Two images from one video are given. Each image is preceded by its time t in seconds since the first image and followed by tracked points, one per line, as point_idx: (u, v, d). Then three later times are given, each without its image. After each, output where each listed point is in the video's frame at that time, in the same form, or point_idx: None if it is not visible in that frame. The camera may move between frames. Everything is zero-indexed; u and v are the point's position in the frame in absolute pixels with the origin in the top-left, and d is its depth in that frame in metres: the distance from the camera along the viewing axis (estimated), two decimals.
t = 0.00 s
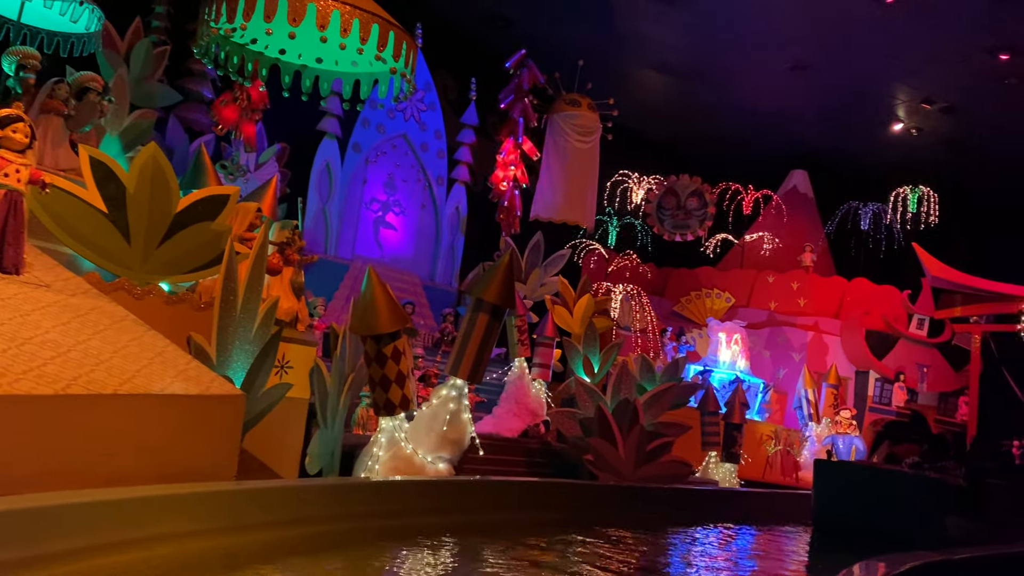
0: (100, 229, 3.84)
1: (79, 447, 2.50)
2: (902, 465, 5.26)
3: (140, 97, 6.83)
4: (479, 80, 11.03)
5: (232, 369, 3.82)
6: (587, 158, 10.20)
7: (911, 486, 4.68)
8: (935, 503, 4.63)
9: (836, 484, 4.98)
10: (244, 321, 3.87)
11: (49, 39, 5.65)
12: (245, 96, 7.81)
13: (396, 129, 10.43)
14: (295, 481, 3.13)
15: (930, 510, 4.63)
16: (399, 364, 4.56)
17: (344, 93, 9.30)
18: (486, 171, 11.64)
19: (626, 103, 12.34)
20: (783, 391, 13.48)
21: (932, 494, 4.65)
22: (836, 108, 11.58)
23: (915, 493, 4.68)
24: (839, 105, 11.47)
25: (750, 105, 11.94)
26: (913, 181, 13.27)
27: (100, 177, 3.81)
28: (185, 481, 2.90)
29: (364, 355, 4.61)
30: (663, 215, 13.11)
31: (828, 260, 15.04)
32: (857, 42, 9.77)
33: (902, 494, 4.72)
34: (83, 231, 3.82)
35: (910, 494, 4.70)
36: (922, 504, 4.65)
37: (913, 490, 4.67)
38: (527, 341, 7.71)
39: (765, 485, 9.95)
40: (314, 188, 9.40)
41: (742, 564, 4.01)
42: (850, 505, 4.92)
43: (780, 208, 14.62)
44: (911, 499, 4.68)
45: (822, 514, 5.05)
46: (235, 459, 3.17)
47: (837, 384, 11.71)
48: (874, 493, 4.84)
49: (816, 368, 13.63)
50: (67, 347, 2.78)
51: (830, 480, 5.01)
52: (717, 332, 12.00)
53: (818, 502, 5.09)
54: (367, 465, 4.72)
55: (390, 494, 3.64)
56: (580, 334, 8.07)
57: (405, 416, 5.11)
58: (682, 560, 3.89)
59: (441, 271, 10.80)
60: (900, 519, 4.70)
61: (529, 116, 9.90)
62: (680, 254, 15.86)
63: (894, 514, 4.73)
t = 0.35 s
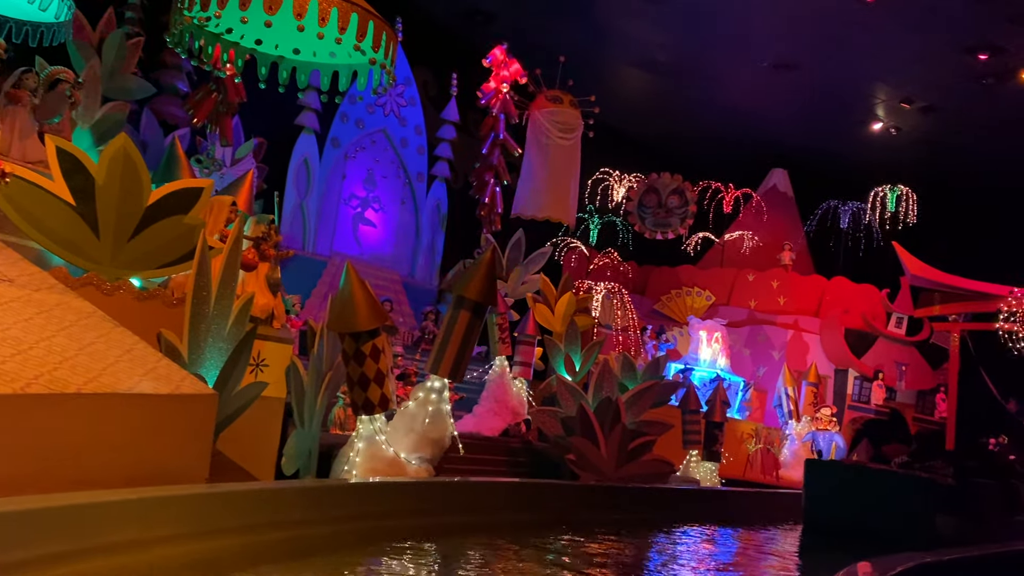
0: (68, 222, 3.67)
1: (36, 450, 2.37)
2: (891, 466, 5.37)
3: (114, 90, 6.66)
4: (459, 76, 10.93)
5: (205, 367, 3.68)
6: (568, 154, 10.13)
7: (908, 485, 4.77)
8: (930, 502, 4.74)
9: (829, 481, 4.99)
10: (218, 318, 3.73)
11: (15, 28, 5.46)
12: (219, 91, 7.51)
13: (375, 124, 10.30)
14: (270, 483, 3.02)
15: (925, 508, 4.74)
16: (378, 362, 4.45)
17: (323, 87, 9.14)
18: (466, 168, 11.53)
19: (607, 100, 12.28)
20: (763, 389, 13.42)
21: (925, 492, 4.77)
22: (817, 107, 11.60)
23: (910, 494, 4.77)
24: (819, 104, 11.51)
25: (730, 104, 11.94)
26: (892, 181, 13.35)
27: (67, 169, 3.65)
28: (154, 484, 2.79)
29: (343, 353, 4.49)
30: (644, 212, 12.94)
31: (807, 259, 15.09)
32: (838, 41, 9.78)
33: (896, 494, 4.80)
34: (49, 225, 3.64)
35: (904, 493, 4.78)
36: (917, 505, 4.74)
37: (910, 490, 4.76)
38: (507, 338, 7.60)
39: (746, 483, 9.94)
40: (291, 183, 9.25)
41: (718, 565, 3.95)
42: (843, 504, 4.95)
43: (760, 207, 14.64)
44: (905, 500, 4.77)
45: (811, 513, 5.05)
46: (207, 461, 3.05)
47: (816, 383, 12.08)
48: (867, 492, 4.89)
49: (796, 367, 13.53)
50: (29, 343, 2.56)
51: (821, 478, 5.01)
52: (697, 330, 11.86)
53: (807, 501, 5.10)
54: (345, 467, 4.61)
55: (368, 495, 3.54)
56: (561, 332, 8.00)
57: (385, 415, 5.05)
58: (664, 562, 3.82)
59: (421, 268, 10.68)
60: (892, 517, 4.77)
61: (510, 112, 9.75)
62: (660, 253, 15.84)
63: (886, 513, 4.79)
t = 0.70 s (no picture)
0: (37, 216, 3.50)
1: None
2: (881, 464, 5.37)
3: (86, 81, 6.48)
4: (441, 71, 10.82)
5: (178, 366, 3.56)
6: (552, 151, 10.03)
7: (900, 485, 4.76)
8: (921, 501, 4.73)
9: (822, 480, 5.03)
10: (191, 313, 3.60)
11: None
12: (196, 82, 7.47)
13: (355, 118, 10.17)
14: (246, 486, 2.92)
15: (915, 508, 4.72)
16: (358, 359, 4.36)
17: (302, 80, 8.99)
18: (448, 164, 11.40)
19: (589, 97, 12.22)
20: (745, 387, 13.43)
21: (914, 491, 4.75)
22: (798, 105, 11.61)
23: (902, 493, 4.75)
24: (800, 103, 11.53)
25: (712, 102, 11.92)
26: (872, 179, 13.42)
27: (35, 160, 3.49)
28: (122, 488, 2.67)
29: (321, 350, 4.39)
30: (626, 209, 12.91)
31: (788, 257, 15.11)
32: (820, 39, 9.78)
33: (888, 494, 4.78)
34: (17, 219, 3.45)
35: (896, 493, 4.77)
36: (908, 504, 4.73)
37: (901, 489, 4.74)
38: (489, 336, 7.51)
39: (728, 481, 9.91)
40: (270, 177, 9.10)
41: (701, 565, 3.89)
42: (832, 503, 4.95)
43: (741, 205, 14.65)
44: (896, 500, 4.75)
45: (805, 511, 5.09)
46: (178, 463, 2.93)
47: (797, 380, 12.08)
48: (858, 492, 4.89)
49: (778, 365, 13.63)
50: None
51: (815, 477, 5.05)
52: (680, 327, 11.86)
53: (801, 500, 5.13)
54: (324, 466, 4.50)
55: (348, 497, 3.45)
56: (543, 329, 7.88)
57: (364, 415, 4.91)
58: (649, 562, 3.75)
59: (402, 265, 10.56)
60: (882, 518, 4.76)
61: (492, 107, 9.70)
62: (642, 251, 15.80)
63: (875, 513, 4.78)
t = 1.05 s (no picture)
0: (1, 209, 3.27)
1: None
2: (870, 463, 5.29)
3: (56, 72, 6.29)
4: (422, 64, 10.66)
5: (149, 365, 3.44)
6: (534, 146, 9.94)
7: (885, 485, 4.98)
8: (907, 502, 4.93)
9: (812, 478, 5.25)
10: (163, 309, 3.47)
11: None
12: (170, 74, 7.21)
13: (335, 112, 10.04)
14: (221, 487, 2.80)
15: (902, 509, 4.92)
16: (337, 358, 4.23)
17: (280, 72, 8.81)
18: (429, 160, 11.27)
19: (572, 93, 12.13)
20: (727, 384, 13.43)
21: (899, 491, 4.95)
22: (780, 103, 11.59)
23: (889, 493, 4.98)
24: (782, 100, 11.51)
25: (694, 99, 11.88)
26: (853, 178, 13.44)
27: None
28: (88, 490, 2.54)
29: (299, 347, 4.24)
30: (608, 206, 12.80)
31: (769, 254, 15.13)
32: (802, 36, 9.76)
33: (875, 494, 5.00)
34: None
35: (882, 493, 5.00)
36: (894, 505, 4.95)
37: (886, 490, 4.97)
38: (471, 334, 7.40)
39: (711, 479, 9.85)
40: (247, 172, 8.96)
41: (680, 565, 3.79)
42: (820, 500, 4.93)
43: (723, 203, 14.65)
44: (884, 501, 4.97)
45: (796, 509, 5.29)
46: (147, 464, 2.81)
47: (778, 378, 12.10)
48: (848, 494, 5.08)
49: (760, 363, 13.65)
50: None
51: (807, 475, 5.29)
52: (662, 325, 11.83)
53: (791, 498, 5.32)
54: (303, 465, 4.41)
55: (327, 499, 3.34)
56: (525, 327, 7.71)
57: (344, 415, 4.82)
58: (625, 563, 3.64)
59: (382, 261, 10.44)
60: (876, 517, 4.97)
61: (474, 102, 9.58)
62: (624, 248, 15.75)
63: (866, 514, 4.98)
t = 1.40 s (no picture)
0: None
1: None
2: (858, 460, 5.28)
3: (28, 62, 6.10)
4: (403, 59, 10.52)
5: (119, 361, 3.31)
6: (517, 142, 9.83)
7: (875, 483, 4.99)
8: (896, 501, 4.92)
9: (801, 478, 5.19)
10: (134, 304, 3.35)
11: None
12: (145, 66, 7.06)
13: (314, 105, 9.87)
14: (193, 489, 2.68)
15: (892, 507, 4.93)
16: (315, 355, 4.10)
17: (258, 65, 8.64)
18: (410, 155, 11.13)
19: (554, 90, 12.05)
20: (709, 382, 13.42)
21: (888, 489, 4.96)
22: (763, 100, 11.57)
23: (880, 492, 4.98)
24: (765, 97, 11.49)
25: (677, 96, 11.84)
26: (834, 175, 13.46)
27: None
28: (51, 494, 2.41)
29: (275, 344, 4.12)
30: (591, 203, 12.73)
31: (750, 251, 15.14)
32: (784, 33, 9.73)
33: (866, 493, 4.99)
34: None
35: (873, 492, 4.98)
36: (884, 503, 4.95)
37: (876, 488, 4.97)
38: (452, 331, 7.28)
39: (694, 477, 9.81)
40: (224, 166, 8.79)
41: (665, 562, 3.76)
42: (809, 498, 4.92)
43: (705, 200, 14.62)
44: (874, 499, 4.96)
45: (786, 509, 5.21)
46: (114, 465, 2.68)
47: (760, 375, 12.11)
48: (839, 493, 5.05)
49: (741, 360, 13.67)
50: None
51: (795, 474, 5.23)
52: (644, 322, 11.77)
53: (782, 497, 5.24)
54: (279, 465, 4.29)
55: (304, 501, 3.22)
56: (508, 325, 7.50)
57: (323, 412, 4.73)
58: (610, 560, 3.62)
59: (362, 257, 10.31)
60: (865, 514, 4.96)
61: (456, 97, 9.48)
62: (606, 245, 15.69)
63: (855, 511, 4.98)
